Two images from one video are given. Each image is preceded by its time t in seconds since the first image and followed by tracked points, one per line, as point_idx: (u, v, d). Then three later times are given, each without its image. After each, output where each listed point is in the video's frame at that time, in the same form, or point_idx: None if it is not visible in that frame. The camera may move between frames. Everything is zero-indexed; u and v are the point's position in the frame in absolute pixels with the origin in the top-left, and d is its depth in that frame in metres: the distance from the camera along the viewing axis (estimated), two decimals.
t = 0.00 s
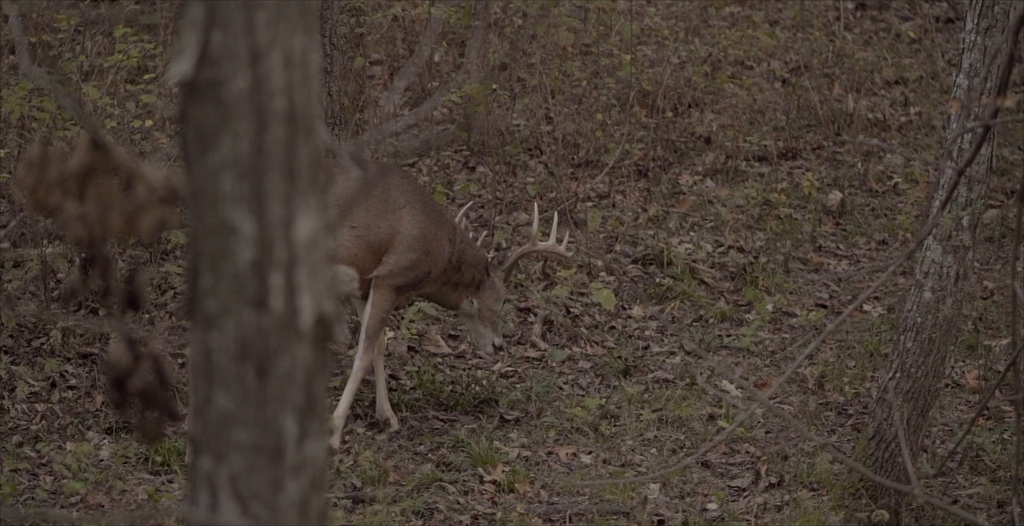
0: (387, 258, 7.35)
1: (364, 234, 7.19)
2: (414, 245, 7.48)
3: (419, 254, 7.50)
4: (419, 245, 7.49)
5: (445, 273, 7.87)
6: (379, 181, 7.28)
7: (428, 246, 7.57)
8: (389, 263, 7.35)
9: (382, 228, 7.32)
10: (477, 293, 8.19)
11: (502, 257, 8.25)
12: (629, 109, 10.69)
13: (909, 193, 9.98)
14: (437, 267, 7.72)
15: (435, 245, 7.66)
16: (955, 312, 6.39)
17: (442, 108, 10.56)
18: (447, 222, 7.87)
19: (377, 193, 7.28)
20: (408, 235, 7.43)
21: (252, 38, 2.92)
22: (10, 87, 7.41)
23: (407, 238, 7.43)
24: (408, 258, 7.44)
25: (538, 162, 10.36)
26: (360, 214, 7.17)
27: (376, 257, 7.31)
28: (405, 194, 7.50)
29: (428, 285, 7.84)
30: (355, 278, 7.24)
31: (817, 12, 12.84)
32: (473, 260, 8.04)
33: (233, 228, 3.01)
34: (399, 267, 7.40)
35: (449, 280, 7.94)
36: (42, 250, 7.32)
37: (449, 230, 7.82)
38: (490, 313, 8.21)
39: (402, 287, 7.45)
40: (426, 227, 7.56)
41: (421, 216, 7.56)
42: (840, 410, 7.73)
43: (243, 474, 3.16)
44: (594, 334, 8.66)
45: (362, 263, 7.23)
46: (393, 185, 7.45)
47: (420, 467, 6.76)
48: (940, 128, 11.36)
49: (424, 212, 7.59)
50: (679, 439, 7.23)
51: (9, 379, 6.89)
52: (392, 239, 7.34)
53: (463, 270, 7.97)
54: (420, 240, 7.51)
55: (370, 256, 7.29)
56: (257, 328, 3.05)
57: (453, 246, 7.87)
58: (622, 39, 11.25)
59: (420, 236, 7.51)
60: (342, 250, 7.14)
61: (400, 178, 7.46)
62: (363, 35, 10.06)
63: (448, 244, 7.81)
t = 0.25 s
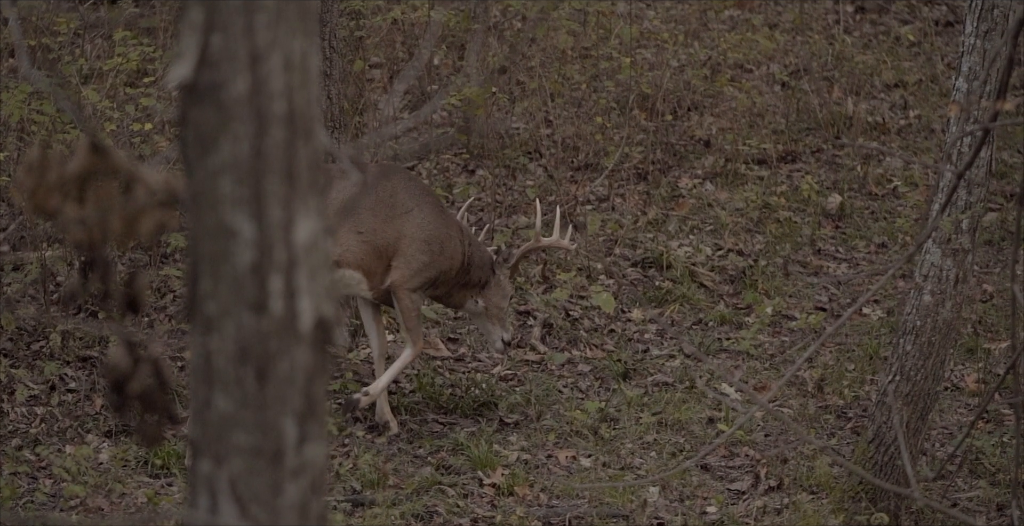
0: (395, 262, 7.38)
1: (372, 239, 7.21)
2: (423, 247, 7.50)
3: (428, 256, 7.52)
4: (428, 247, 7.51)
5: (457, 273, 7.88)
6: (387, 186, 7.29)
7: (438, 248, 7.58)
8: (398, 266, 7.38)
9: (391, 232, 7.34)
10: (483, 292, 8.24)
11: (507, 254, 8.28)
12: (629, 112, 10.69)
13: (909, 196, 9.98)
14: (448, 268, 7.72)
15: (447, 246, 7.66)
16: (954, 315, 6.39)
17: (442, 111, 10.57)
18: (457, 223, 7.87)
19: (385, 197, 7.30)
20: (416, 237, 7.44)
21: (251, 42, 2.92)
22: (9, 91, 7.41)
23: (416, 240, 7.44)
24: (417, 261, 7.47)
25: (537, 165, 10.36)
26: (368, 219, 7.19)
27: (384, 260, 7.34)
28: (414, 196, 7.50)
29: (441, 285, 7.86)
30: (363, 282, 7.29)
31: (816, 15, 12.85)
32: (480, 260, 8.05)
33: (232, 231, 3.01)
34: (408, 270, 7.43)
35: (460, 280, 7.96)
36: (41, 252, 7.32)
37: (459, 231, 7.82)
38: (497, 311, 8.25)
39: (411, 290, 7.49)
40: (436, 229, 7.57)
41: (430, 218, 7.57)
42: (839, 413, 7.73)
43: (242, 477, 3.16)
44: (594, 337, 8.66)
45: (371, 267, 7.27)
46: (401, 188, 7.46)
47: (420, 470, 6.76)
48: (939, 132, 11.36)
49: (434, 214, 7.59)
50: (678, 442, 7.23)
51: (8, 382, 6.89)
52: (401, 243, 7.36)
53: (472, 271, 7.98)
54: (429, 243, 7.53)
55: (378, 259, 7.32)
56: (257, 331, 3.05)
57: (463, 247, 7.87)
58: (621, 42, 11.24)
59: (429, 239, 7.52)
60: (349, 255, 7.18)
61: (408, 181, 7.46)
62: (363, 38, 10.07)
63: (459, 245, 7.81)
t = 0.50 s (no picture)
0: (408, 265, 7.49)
1: (382, 244, 7.31)
2: (433, 249, 7.61)
3: (439, 257, 7.63)
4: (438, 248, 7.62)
5: (471, 272, 8.00)
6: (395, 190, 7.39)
7: (449, 248, 7.69)
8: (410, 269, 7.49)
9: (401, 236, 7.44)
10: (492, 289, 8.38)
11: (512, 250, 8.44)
12: (628, 116, 10.69)
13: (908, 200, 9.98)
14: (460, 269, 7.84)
15: (458, 247, 7.77)
16: (953, 320, 6.39)
17: (441, 116, 10.57)
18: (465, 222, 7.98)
19: (393, 202, 7.39)
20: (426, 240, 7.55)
21: (250, 46, 2.92)
22: (9, 96, 7.41)
23: (427, 243, 7.56)
24: (427, 262, 7.58)
25: (537, 169, 10.35)
26: (378, 224, 7.29)
27: (396, 264, 7.44)
28: (421, 199, 7.60)
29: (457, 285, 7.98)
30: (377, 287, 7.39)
31: (815, 19, 12.85)
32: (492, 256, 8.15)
33: (231, 236, 3.01)
34: (420, 272, 7.55)
35: (474, 278, 8.08)
36: (41, 257, 7.32)
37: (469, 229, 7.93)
38: (506, 304, 8.45)
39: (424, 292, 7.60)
40: (445, 231, 7.67)
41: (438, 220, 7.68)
42: (838, 418, 7.72)
43: (241, 482, 3.15)
44: (593, 342, 8.66)
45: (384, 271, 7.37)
46: (408, 192, 7.56)
47: (419, 474, 6.76)
48: (938, 136, 11.36)
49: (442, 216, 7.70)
50: (677, 447, 7.22)
51: (7, 387, 6.88)
52: (411, 246, 7.46)
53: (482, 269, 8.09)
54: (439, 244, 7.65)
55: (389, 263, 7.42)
56: (256, 336, 3.05)
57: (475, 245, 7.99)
58: (621, 46, 11.25)
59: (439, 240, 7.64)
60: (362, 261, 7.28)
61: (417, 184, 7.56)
62: (362, 42, 10.08)
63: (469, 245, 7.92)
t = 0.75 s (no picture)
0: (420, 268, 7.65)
1: (396, 250, 7.47)
2: (445, 252, 7.79)
3: (450, 260, 7.80)
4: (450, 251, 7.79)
5: (482, 270, 8.20)
6: (408, 196, 7.53)
7: (461, 250, 7.86)
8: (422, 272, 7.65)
9: (414, 240, 7.60)
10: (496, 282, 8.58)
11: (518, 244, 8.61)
12: (626, 122, 10.74)
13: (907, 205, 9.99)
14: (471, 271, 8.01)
15: (468, 249, 7.95)
16: (952, 324, 6.40)
17: (440, 121, 10.58)
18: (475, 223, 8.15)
19: (407, 207, 7.53)
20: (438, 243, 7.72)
21: (249, 50, 2.92)
22: (7, 101, 7.41)
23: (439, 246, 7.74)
24: (439, 265, 7.76)
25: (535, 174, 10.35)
26: (393, 230, 7.43)
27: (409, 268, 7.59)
28: (433, 203, 7.75)
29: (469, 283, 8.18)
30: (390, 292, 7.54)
31: (814, 24, 12.86)
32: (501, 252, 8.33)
33: (229, 240, 3.01)
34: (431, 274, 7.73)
35: (486, 275, 8.27)
36: (39, 262, 7.31)
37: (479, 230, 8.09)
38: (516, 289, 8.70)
39: (436, 295, 7.77)
40: (456, 234, 7.85)
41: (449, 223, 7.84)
42: (837, 422, 7.72)
43: (239, 486, 3.16)
44: (591, 347, 8.67)
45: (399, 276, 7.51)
46: (420, 196, 7.70)
47: (417, 479, 6.75)
48: (937, 141, 11.35)
49: (452, 220, 7.86)
50: (676, 452, 7.22)
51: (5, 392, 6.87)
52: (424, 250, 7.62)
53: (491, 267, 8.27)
54: (450, 247, 7.82)
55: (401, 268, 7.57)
56: (254, 340, 3.05)
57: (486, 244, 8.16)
58: (619, 51, 11.25)
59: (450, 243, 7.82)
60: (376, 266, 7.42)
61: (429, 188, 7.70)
62: (361, 47, 10.08)
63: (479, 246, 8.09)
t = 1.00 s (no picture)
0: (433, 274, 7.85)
1: (411, 256, 7.68)
2: (456, 258, 7.99)
3: (462, 264, 8.00)
4: (462, 256, 7.99)
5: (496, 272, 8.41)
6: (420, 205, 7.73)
7: (472, 255, 8.06)
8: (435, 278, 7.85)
9: (426, 247, 7.79)
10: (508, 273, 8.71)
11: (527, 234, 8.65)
12: (624, 127, 10.76)
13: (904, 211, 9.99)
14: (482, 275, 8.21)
15: (479, 253, 8.15)
16: (949, 330, 6.40)
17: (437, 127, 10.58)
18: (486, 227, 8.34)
19: (420, 215, 7.73)
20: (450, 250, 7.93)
21: (246, 57, 2.93)
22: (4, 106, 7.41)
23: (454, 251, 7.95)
24: (453, 269, 7.97)
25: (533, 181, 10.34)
26: (406, 238, 7.62)
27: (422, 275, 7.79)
28: (445, 210, 7.97)
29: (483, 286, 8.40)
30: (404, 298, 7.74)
31: (812, 30, 12.88)
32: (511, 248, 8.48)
33: (226, 246, 3.01)
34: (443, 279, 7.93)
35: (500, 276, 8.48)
36: (37, 268, 7.30)
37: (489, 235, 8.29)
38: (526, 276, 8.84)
39: (448, 300, 7.97)
40: (466, 239, 8.05)
41: (460, 229, 8.05)
42: (834, 428, 7.72)
43: (236, 492, 3.15)
44: (589, 353, 8.67)
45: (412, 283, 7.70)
46: (432, 203, 7.90)
47: (415, 485, 6.75)
48: (934, 147, 11.36)
49: (464, 226, 8.07)
50: (673, 458, 7.21)
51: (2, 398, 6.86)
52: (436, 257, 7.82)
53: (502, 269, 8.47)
54: (462, 253, 8.02)
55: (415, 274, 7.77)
56: (251, 347, 3.05)
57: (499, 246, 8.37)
58: (616, 57, 11.25)
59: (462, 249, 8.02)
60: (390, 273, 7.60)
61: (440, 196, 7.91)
62: (358, 53, 10.09)
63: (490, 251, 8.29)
